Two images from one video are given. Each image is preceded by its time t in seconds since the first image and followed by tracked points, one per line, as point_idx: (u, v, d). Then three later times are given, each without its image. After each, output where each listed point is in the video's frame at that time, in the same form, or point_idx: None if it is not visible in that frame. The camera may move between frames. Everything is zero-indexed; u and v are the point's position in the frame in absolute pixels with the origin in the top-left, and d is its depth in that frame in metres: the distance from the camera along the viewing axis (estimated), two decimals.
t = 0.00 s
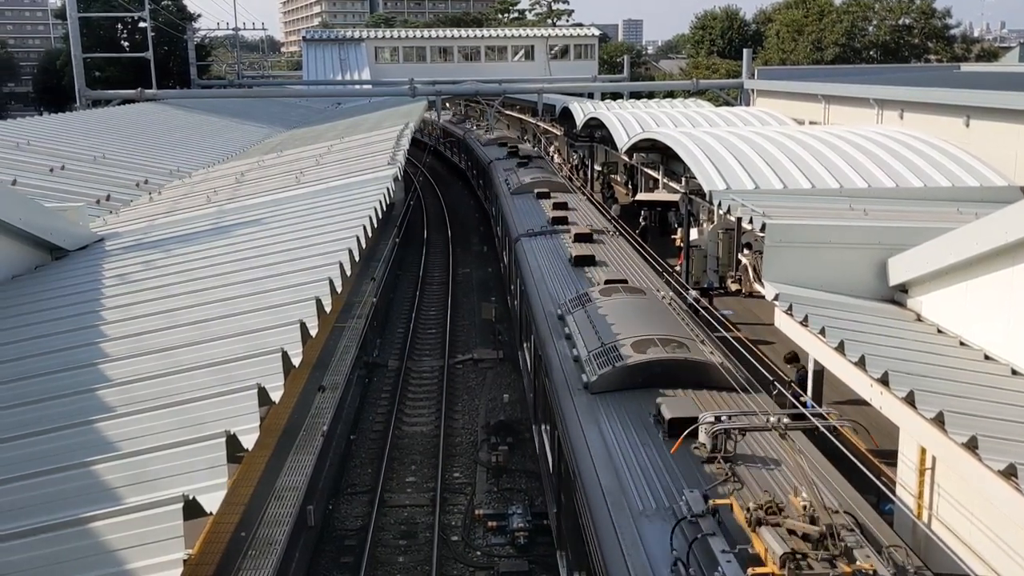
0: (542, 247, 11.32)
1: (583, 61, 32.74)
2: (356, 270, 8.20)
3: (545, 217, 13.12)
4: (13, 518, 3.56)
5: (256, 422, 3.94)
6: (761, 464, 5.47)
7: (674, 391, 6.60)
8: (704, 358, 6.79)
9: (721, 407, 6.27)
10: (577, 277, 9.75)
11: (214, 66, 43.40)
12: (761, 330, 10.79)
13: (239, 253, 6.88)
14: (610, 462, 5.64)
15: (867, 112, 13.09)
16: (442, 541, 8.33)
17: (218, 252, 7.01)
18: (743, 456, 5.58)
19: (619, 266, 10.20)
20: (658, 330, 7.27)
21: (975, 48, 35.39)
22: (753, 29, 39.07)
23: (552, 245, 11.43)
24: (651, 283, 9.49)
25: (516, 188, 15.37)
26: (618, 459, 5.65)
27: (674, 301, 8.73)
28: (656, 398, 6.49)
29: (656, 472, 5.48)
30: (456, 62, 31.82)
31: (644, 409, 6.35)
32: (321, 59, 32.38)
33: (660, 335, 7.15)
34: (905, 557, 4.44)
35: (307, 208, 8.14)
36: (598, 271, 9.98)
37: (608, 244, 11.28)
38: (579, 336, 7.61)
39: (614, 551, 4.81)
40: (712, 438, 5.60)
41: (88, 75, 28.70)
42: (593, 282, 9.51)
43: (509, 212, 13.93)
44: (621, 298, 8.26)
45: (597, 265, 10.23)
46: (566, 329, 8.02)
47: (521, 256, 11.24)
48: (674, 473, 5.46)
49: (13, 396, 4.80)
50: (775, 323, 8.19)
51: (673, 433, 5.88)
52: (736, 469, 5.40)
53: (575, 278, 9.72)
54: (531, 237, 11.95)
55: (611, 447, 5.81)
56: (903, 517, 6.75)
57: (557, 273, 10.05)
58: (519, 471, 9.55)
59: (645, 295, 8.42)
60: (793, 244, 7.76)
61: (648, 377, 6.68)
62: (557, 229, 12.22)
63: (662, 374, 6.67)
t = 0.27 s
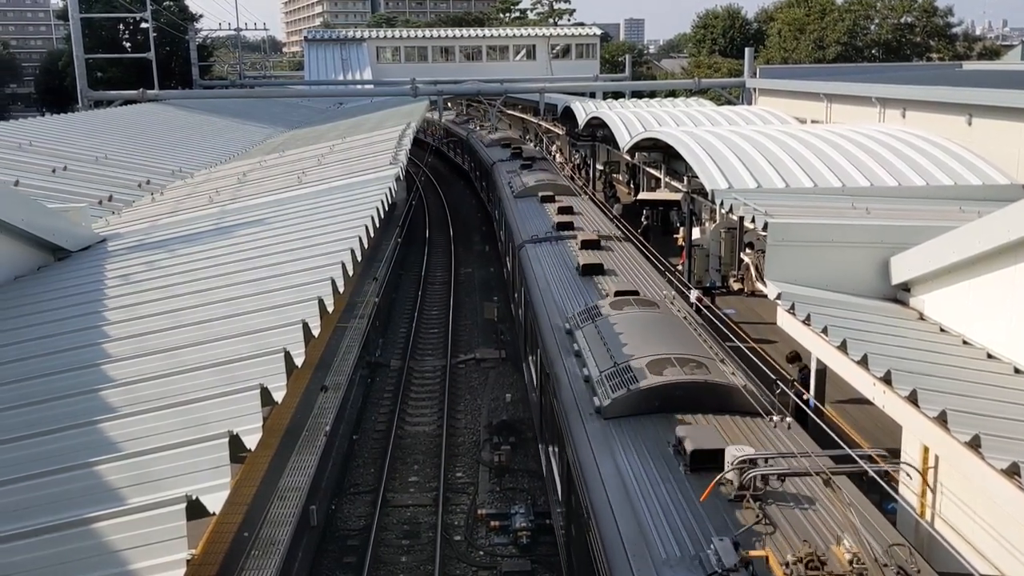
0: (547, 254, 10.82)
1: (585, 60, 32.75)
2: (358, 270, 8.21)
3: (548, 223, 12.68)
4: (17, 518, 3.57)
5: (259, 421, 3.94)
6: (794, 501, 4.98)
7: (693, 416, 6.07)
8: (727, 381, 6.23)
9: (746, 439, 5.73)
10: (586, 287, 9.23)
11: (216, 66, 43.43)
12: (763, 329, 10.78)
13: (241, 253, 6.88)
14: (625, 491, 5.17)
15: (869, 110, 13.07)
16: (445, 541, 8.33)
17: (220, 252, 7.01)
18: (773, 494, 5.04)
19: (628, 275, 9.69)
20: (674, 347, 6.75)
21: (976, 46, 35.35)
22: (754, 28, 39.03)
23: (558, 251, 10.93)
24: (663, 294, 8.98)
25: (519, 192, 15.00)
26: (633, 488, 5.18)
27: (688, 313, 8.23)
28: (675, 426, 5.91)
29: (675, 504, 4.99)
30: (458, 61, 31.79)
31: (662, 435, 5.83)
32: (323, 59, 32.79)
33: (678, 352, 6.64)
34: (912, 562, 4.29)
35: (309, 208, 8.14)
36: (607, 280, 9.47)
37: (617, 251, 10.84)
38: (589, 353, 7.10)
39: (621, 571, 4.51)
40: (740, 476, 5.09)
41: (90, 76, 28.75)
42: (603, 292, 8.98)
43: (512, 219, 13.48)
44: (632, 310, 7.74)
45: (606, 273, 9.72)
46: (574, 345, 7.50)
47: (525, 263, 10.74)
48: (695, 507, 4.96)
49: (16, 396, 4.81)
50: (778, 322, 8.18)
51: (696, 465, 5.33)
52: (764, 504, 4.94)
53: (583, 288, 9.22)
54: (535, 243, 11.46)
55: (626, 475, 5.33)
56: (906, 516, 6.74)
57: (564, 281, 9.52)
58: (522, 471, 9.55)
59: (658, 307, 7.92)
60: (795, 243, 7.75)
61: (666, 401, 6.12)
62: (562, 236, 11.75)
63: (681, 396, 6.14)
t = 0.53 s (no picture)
0: (553, 264, 10.47)
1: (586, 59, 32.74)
2: (361, 269, 8.21)
3: (553, 230, 12.34)
4: (21, 518, 3.57)
5: (262, 422, 3.95)
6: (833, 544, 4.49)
7: (713, 445, 5.69)
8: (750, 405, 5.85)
9: (773, 472, 5.30)
10: (594, 300, 8.88)
11: (217, 67, 43.44)
12: (766, 329, 10.77)
13: (244, 253, 6.88)
14: (642, 530, 4.84)
15: (871, 109, 13.06)
16: (447, 540, 8.34)
17: (222, 253, 7.02)
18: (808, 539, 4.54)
19: (637, 287, 9.33)
20: (690, 368, 6.40)
21: (978, 45, 35.32)
22: (756, 27, 38.98)
23: (565, 262, 10.58)
24: (675, 306, 8.60)
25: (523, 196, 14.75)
26: (650, 525, 4.86)
27: (702, 329, 7.86)
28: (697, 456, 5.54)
29: (696, 540, 4.67)
30: (459, 61, 31.77)
31: (680, 466, 5.45)
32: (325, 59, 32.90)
33: (695, 374, 6.28)
34: (914, 563, 4.28)
35: (310, 208, 8.15)
36: (615, 292, 9.12)
37: (624, 259, 10.52)
38: (600, 374, 6.74)
39: None
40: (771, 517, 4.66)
41: (92, 76, 28.76)
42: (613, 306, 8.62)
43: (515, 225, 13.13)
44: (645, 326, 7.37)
45: (614, 284, 9.37)
46: (584, 364, 7.15)
47: (530, 273, 10.39)
48: (718, 547, 4.59)
49: (19, 397, 4.81)
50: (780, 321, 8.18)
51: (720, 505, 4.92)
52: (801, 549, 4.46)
53: (592, 302, 8.88)
54: (540, 252, 11.12)
55: (643, 512, 5.00)
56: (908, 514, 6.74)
57: (571, 294, 9.17)
58: (524, 471, 9.56)
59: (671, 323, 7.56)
60: (797, 242, 7.74)
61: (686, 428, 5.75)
62: (568, 245, 11.40)
63: (701, 424, 5.75)
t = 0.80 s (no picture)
0: (557, 273, 10.08)
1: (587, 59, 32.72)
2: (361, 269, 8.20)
3: (557, 236, 11.95)
4: (21, 519, 3.57)
5: (262, 422, 3.95)
6: None
7: (736, 479, 5.27)
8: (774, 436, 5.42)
9: (805, 514, 4.86)
10: (601, 313, 8.48)
11: (217, 66, 43.42)
12: (766, 329, 10.78)
13: (244, 253, 6.88)
14: (652, 555, 4.63)
15: (872, 108, 13.06)
16: (448, 540, 8.34)
17: (223, 253, 7.02)
18: None
19: (646, 297, 8.94)
20: (706, 390, 6.01)
21: (979, 44, 35.31)
22: (756, 27, 38.96)
23: (569, 270, 10.18)
24: (688, 319, 8.18)
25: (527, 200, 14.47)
26: (658, 544, 4.71)
27: (716, 344, 7.46)
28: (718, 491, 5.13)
29: None
30: (460, 61, 31.75)
31: (700, 501, 5.06)
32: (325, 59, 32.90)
33: (712, 398, 5.89)
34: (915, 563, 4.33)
35: (310, 208, 8.14)
36: (624, 303, 8.73)
37: (632, 267, 10.21)
38: (610, 396, 6.37)
39: None
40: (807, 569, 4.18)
41: (92, 76, 28.77)
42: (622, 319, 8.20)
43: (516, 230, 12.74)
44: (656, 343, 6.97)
45: (622, 295, 8.99)
46: (592, 384, 6.77)
47: (533, 282, 10.00)
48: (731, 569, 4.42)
49: (19, 397, 4.81)
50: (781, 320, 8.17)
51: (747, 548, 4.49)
52: None
53: (599, 314, 8.48)
54: (544, 260, 10.73)
55: (658, 550, 4.66)
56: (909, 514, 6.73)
57: (577, 306, 8.78)
58: (525, 471, 9.56)
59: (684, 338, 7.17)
60: (798, 242, 7.74)
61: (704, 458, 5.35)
62: (572, 252, 11.01)
63: (720, 455, 5.36)
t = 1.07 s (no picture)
0: (561, 283, 9.65)
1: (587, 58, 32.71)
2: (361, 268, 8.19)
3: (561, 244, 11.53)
4: (22, 519, 3.57)
5: (262, 422, 3.95)
6: None
7: (761, 517, 4.79)
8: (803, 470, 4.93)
9: (835, 555, 4.40)
10: (609, 327, 8.04)
11: (217, 66, 43.41)
12: (766, 328, 10.79)
13: (244, 253, 6.87)
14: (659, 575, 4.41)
15: (872, 108, 13.05)
16: (449, 540, 8.34)
17: (223, 253, 7.02)
18: None
19: (655, 309, 8.50)
20: (725, 416, 5.54)
21: (979, 44, 35.31)
22: (756, 27, 38.97)
23: (574, 280, 9.74)
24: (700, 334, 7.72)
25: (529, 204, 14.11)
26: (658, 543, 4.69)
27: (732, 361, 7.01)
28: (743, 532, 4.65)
29: None
30: (460, 61, 31.74)
31: (722, 543, 4.57)
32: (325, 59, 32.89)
33: (732, 424, 5.42)
34: (915, 562, 4.30)
35: (310, 208, 8.14)
36: (632, 317, 8.29)
37: (639, 276, 9.81)
38: (619, 420, 5.93)
39: None
40: None
41: (92, 76, 28.77)
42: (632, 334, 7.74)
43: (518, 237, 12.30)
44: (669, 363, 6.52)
45: (630, 308, 8.56)
46: (600, 406, 6.34)
47: (536, 292, 9.55)
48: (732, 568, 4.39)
49: (19, 397, 4.81)
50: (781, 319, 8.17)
51: None
52: None
53: (606, 328, 8.04)
54: (547, 269, 10.31)
55: None
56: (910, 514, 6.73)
57: (583, 319, 8.33)
58: (525, 470, 9.56)
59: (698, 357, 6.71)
60: (799, 241, 7.74)
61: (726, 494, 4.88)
62: (578, 262, 10.58)
63: (743, 489, 4.88)
